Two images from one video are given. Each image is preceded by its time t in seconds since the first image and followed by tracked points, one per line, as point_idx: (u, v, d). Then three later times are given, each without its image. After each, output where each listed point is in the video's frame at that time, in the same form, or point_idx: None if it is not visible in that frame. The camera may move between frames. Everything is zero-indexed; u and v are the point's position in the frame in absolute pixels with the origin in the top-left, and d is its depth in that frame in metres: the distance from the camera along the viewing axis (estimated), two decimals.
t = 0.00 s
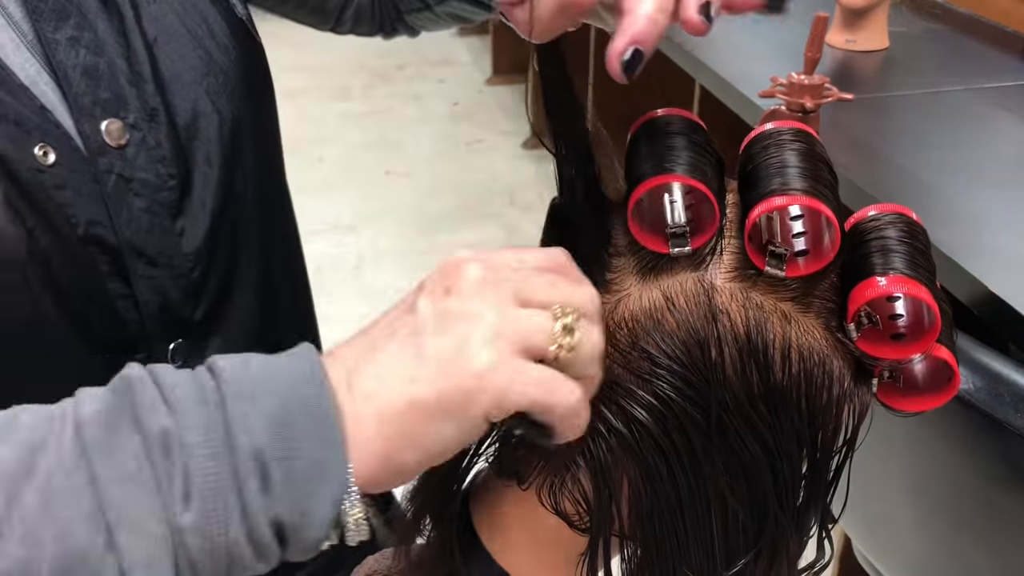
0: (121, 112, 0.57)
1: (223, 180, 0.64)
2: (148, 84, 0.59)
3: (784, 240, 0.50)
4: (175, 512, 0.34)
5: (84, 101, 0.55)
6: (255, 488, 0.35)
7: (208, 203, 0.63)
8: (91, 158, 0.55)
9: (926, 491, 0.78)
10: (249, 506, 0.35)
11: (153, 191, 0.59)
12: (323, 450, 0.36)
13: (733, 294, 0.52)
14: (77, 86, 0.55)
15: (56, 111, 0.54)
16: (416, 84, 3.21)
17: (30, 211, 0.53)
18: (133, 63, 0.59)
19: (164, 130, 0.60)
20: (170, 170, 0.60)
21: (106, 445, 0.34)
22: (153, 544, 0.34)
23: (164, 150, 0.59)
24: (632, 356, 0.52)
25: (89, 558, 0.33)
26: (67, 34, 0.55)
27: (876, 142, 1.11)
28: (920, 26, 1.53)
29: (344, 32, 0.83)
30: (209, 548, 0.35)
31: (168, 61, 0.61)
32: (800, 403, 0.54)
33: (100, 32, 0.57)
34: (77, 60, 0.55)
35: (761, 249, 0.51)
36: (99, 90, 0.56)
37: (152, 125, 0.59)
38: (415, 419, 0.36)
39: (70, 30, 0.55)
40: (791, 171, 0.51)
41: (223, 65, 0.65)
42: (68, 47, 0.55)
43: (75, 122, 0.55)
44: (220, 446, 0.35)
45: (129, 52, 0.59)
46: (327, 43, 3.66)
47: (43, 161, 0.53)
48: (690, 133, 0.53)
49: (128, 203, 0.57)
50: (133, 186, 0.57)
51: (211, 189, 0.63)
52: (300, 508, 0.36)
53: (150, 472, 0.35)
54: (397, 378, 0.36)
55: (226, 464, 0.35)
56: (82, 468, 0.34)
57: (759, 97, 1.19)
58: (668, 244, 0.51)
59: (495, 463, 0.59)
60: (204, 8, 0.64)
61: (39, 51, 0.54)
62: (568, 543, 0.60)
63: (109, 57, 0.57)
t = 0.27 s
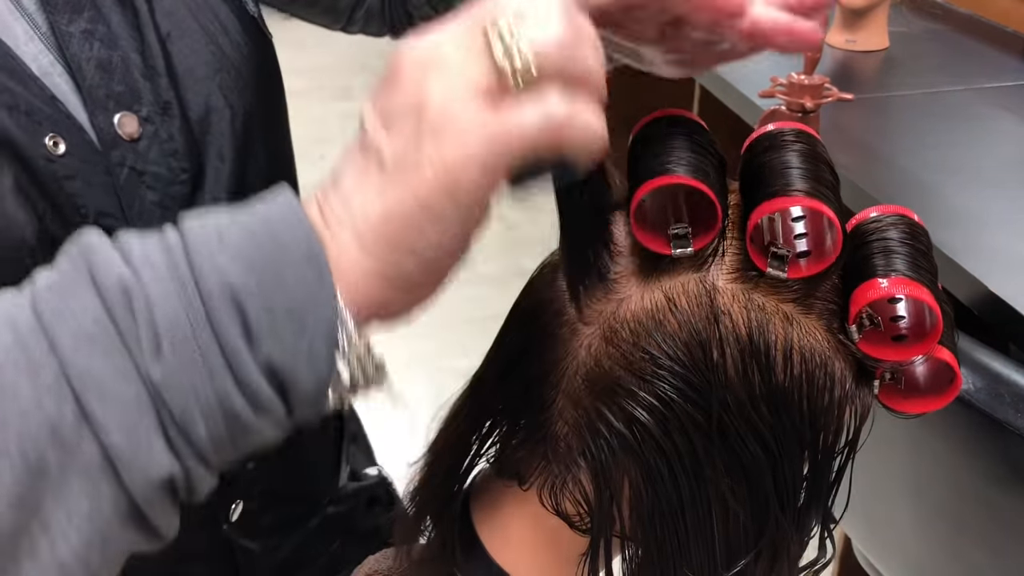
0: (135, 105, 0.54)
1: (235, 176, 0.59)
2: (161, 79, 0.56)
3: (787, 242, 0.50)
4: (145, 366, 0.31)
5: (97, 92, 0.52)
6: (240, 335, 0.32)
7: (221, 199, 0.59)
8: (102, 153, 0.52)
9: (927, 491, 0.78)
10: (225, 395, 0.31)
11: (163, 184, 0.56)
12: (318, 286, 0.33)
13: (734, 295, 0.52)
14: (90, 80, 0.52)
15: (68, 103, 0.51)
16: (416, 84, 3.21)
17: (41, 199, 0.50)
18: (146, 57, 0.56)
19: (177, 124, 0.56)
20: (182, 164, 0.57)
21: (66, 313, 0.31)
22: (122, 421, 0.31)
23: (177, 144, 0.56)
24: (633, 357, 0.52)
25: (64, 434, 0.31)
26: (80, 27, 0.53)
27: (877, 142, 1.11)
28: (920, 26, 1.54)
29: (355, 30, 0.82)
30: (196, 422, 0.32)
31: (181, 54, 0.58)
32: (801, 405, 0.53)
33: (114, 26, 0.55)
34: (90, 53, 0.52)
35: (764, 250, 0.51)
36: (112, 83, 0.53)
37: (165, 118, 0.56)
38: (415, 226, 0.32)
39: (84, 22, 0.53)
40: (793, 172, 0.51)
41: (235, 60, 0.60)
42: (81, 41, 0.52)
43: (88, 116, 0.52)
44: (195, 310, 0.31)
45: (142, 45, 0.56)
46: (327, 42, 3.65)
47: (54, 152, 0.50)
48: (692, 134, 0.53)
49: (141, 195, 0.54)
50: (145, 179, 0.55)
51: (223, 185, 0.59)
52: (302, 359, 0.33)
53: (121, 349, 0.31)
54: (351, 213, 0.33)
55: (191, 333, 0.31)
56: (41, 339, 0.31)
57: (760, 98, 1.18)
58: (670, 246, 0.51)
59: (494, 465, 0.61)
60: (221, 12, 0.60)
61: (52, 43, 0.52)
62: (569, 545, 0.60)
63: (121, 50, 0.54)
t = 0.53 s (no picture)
0: (122, 105, 0.58)
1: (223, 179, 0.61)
2: (151, 79, 0.59)
3: (781, 241, 0.49)
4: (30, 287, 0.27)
5: (85, 93, 0.56)
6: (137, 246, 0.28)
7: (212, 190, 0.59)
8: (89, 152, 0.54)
9: (926, 490, 0.78)
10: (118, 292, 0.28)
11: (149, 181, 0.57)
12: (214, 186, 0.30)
13: (728, 294, 0.52)
14: (81, 80, 0.56)
15: (56, 101, 0.55)
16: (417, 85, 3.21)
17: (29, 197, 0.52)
18: (135, 58, 0.59)
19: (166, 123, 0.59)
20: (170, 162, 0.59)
21: None
22: None
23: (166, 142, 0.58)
24: (628, 357, 0.52)
25: None
26: (70, 27, 0.56)
27: (876, 142, 1.11)
28: (920, 26, 1.53)
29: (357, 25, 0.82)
30: (93, 345, 0.28)
31: (172, 59, 0.60)
32: (796, 405, 0.53)
33: (105, 27, 0.57)
34: (79, 53, 0.56)
35: (757, 249, 0.50)
36: (99, 83, 0.57)
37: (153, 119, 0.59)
38: (325, 160, 0.31)
39: (73, 23, 0.56)
40: (787, 170, 0.50)
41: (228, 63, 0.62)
42: (71, 41, 0.56)
43: (75, 115, 0.56)
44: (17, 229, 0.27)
45: (132, 46, 0.59)
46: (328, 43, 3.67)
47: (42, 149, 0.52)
48: (686, 133, 0.53)
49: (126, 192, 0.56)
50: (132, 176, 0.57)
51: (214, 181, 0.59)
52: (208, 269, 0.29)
53: None
54: (268, 133, 0.31)
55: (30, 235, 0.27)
56: None
57: (759, 98, 1.18)
58: (664, 245, 0.51)
59: (492, 464, 0.61)
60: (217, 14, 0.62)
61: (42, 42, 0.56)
62: (566, 544, 0.60)
63: (111, 51, 0.57)
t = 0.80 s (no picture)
0: (114, 103, 0.60)
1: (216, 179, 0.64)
2: (142, 78, 0.61)
3: (779, 240, 0.49)
4: None
5: (76, 92, 0.58)
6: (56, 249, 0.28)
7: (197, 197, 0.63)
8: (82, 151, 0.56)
9: (925, 490, 0.78)
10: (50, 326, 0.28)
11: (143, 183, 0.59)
12: (137, 200, 0.30)
13: (728, 293, 0.52)
14: (70, 77, 0.58)
15: (48, 100, 0.57)
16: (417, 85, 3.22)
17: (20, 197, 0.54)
18: (126, 54, 0.61)
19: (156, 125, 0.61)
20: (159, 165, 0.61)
21: None
22: None
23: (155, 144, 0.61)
24: (628, 356, 0.52)
25: None
26: (62, 26, 0.57)
27: (876, 142, 1.11)
28: (920, 26, 1.53)
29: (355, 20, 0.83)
30: (16, 348, 0.28)
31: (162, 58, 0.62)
32: (796, 403, 0.54)
33: (95, 26, 0.59)
34: (71, 53, 0.58)
35: (756, 248, 0.50)
36: (92, 83, 0.59)
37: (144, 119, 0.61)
38: (260, 130, 0.33)
39: (64, 22, 0.57)
40: (785, 169, 0.50)
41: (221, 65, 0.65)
42: (61, 40, 0.57)
43: (67, 114, 0.58)
44: None
45: (122, 43, 0.61)
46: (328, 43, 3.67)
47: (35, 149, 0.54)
48: (684, 132, 0.53)
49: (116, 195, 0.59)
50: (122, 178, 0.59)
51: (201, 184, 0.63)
52: (132, 277, 0.30)
53: None
54: (183, 135, 0.33)
55: None
56: None
57: (759, 97, 1.18)
58: (662, 243, 0.51)
59: (491, 463, 0.61)
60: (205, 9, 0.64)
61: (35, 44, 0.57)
62: (566, 543, 0.60)
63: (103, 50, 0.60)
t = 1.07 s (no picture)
0: (118, 105, 0.62)
1: (217, 177, 0.69)
2: (146, 79, 0.64)
3: (783, 242, 0.49)
4: (192, 465, 0.38)
5: (81, 93, 0.60)
6: (272, 447, 0.40)
7: (203, 196, 0.68)
8: (87, 148, 0.60)
9: (925, 491, 0.78)
10: (220, 504, 0.39)
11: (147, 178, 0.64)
12: (343, 421, 0.41)
13: (731, 294, 0.52)
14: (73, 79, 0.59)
15: (56, 102, 0.59)
16: (417, 84, 3.22)
17: (30, 194, 0.58)
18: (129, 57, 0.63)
19: (161, 124, 0.65)
20: (163, 163, 0.64)
21: (131, 407, 0.38)
22: (184, 479, 0.38)
23: (159, 144, 0.64)
24: (631, 357, 0.52)
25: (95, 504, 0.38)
26: (67, 27, 0.59)
27: (876, 142, 1.11)
28: (920, 26, 1.54)
29: (356, 22, 0.84)
30: (244, 489, 0.39)
31: (165, 57, 0.66)
32: (798, 405, 0.54)
33: (99, 26, 0.61)
34: (76, 53, 0.59)
35: (760, 249, 0.50)
36: (97, 83, 0.61)
37: (148, 117, 0.64)
38: (421, 372, 0.41)
39: (70, 23, 0.59)
40: (789, 171, 0.51)
41: (224, 67, 0.69)
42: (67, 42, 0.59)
43: (72, 114, 0.60)
44: (191, 410, 0.39)
45: (124, 43, 0.63)
46: (327, 42, 3.66)
47: (45, 148, 0.58)
48: (689, 133, 0.53)
49: (123, 193, 0.63)
50: (127, 177, 0.63)
51: (206, 181, 0.68)
52: (312, 450, 0.41)
53: (162, 428, 0.38)
54: (378, 359, 0.42)
55: (199, 432, 0.39)
56: (108, 417, 0.38)
57: (759, 97, 1.18)
58: (666, 244, 0.51)
59: (493, 464, 0.61)
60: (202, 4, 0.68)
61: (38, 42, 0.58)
62: (568, 544, 0.60)
63: (108, 51, 0.61)
